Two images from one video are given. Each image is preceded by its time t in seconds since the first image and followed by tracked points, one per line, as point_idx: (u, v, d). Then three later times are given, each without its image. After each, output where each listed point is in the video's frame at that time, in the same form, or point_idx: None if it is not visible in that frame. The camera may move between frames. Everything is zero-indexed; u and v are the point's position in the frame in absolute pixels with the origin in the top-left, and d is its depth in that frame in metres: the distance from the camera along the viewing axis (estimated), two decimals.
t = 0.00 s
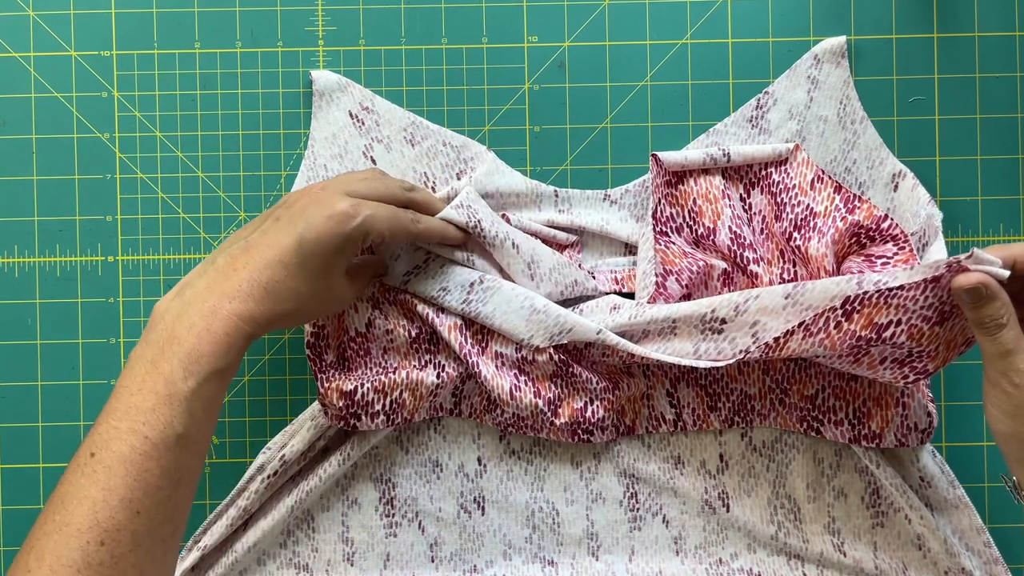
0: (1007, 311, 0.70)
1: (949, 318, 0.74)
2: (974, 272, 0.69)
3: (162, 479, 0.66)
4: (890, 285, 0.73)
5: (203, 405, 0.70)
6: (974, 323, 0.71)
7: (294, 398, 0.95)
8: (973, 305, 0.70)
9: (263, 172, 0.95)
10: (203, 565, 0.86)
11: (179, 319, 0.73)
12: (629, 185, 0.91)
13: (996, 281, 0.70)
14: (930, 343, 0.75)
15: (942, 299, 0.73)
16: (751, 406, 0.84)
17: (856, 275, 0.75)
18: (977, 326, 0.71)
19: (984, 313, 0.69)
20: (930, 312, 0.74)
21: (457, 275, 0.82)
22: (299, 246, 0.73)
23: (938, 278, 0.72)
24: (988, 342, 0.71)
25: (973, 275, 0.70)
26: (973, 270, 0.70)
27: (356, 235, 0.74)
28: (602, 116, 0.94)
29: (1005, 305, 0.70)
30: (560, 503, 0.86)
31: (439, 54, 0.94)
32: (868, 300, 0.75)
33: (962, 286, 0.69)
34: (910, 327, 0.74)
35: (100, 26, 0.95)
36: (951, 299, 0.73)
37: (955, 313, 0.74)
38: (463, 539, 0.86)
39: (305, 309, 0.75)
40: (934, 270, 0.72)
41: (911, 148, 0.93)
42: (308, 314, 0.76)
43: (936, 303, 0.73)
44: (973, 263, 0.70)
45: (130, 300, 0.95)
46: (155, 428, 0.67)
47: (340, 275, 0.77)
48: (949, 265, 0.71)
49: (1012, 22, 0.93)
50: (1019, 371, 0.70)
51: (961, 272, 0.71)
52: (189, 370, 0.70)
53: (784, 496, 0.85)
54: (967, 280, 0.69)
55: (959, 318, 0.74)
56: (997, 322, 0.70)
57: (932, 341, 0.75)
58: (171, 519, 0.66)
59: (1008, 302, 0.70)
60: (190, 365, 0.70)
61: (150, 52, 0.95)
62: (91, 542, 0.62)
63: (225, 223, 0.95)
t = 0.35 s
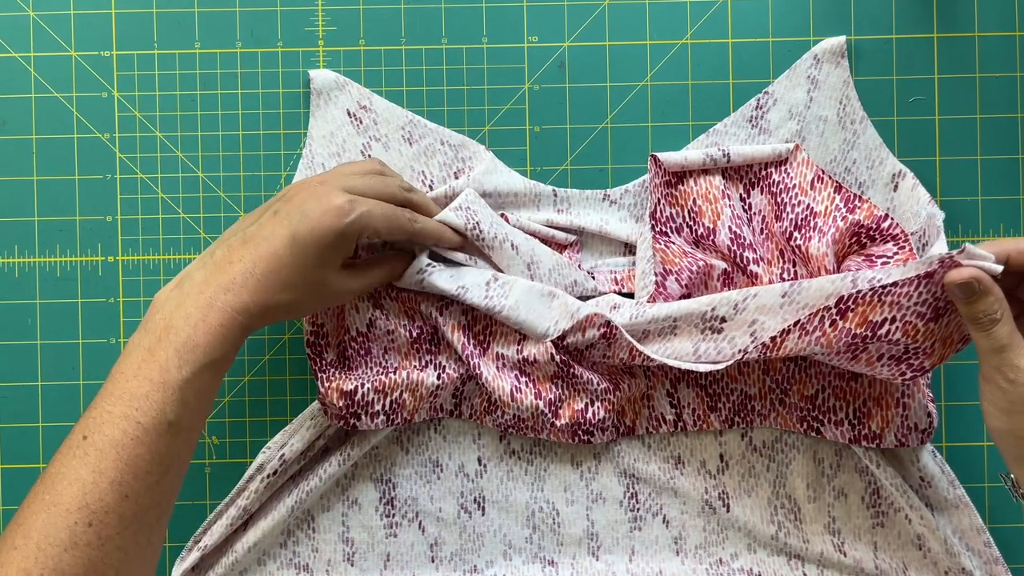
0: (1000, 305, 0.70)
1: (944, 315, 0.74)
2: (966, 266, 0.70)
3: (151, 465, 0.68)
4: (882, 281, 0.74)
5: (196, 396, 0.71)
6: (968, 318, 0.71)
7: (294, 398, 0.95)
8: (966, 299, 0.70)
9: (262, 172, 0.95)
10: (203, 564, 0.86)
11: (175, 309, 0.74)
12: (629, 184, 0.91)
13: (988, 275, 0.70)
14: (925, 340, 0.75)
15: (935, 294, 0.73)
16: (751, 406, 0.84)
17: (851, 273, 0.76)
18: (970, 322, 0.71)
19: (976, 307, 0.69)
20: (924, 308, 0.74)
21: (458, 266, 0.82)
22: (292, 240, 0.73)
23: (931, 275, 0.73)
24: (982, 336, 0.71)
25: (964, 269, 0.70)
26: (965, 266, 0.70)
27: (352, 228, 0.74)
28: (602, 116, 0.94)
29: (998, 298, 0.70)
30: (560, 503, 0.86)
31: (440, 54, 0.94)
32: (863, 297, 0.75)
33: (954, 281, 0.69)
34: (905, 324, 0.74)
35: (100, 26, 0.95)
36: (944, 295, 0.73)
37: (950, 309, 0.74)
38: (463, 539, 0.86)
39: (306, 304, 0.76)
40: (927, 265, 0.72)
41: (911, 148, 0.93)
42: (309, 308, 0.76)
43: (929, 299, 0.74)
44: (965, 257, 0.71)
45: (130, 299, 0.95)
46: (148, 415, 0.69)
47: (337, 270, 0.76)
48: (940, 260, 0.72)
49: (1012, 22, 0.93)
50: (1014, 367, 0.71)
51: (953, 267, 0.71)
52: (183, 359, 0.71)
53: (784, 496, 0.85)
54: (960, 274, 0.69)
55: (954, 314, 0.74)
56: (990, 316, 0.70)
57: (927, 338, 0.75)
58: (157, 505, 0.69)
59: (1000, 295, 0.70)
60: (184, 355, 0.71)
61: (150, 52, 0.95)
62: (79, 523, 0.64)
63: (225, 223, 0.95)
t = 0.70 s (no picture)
0: (988, 289, 0.70)
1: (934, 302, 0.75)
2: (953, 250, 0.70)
3: (195, 465, 0.71)
4: (874, 270, 0.75)
5: (233, 390, 0.73)
6: (955, 303, 0.71)
7: (294, 398, 0.95)
8: (955, 284, 0.70)
9: (262, 172, 0.95)
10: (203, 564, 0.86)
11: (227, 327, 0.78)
12: (630, 184, 0.91)
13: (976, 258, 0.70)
14: (918, 328, 0.75)
15: (925, 281, 0.74)
16: (751, 406, 0.84)
17: (844, 262, 0.76)
18: (958, 306, 0.71)
19: (963, 291, 0.70)
20: (916, 295, 0.75)
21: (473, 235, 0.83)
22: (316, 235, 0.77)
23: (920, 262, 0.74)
24: (969, 321, 0.71)
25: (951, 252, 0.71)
26: (953, 248, 0.71)
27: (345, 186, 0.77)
28: (602, 116, 0.94)
29: (986, 282, 0.70)
30: (560, 503, 0.86)
31: (440, 54, 0.94)
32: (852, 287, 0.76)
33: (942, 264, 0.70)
34: (897, 312, 0.75)
35: (100, 26, 0.95)
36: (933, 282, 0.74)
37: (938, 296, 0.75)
38: (463, 539, 0.86)
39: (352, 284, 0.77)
40: (915, 252, 0.73)
41: (911, 148, 0.93)
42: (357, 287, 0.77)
43: (920, 285, 0.74)
44: (953, 241, 0.71)
45: (130, 299, 0.95)
46: (188, 413, 0.72)
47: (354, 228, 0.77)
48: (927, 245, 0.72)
49: (1012, 22, 0.93)
50: (1002, 351, 0.71)
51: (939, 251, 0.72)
52: (219, 361, 0.74)
53: (784, 496, 0.85)
54: (947, 258, 0.69)
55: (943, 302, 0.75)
56: (977, 300, 0.70)
57: (920, 326, 0.75)
58: (205, 505, 0.71)
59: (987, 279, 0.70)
60: (221, 356, 0.74)
61: (150, 52, 0.95)
62: (127, 518, 0.67)
63: (225, 223, 0.95)
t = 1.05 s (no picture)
0: (984, 277, 0.71)
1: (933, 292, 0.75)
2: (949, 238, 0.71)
3: (206, 461, 0.64)
4: (872, 259, 0.75)
5: (245, 380, 0.66)
6: (953, 292, 0.72)
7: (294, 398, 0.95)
8: (952, 273, 0.70)
9: (262, 172, 0.95)
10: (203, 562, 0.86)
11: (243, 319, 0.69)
12: (629, 184, 0.91)
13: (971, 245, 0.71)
14: (918, 318, 0.75)
15: (924, 269, 0.74)
16: (751, 407, 0.84)
17: (841, 253, 0.76)
18: (956, 295, 0.72)
19: (960, 280, 0.70)
20: (914, 284, 0.74)
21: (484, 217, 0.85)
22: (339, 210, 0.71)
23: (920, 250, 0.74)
24: (967, 309, 0.72)
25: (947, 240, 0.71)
26: (950, 237, 0.71)
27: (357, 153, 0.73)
28: (602, 116, 0.94)
29: (982, 269, 0.70)
30: (560, 503, 0.86)
31: (440, 54, 0.94)
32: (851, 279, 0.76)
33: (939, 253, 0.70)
34: (897, 302, 0.75)
35: (100, 26, 0.95)
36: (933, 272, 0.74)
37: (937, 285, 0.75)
38: (463, 538, 0.86)
39: (375, 258, 0.71)
40: (913, 241, 0.73)
41: (911, 148, 0.93)
42: (383, 261, 0.72)
43: (919, 273, 0.74)
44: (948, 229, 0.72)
45: (130, 299, 0.95)
46: (198, 407, 0.65)
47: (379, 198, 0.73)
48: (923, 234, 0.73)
49: (1012, 22, 0.93)
50: (1000, 339, 0.71)
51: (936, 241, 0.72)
52: (229, 350, 0.66)
53: (784, 496, 0.85)
54: (944, 247, 0.70)
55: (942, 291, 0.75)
56: (975, 288, 0.70)
57: (920, 315, 0.75)
58: (219, 501, 0.65)
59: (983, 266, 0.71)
60: (231, 347, 0.66)
61: (150, 52, 0.95)
62: (136, 519, 0.63)
63: (225, 223, 0.95)
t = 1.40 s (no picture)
0: (993, 303, 0.71)
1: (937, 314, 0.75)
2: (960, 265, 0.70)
3: (184, 546, 0.64)
4: (879, 283, 0.74)
5: (222, 463, 0.64)
6: (961, 317, 0.71)
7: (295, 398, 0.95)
8: (961, 299, 0.70)
9: (262, 172, 0.95)
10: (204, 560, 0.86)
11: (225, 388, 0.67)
12: (630, 184, 0.91)
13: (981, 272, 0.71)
14: (921, 339, 0.75)
15: (931, 295, 0.74)
16: (751, 407, 0.84)
17: (848, 271, 0.76)
18: (964, 321, 0.71)
19: (969, 307, 0.70)
20: (920, 308, 0.74)
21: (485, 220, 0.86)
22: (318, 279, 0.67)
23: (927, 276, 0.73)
24: (976, 335, 0.71)
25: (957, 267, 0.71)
26: (959, 265, 0.71)
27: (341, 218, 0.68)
28: (602, 116, 0.94)
29: (991, 295, 0.70)
30: (560, 503, 0.86)
31: (439, 54, 0.94)
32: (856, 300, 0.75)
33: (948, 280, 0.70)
34: (901, 325, 0.75)
35: (100, 26, 0.95)
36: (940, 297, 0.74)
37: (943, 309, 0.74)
38: (463, 538, 0.86)
39: (359, 328, 0.67)
40: (921, 267, 0.73)
41: (910, 148, 0.93)
42: (370, 331, 0.69)
43: (925, 298, 0.74)
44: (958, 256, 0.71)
45: (130, 300, 0.95)
46: (179, 487, 0.65)
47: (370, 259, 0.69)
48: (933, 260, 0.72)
49: (1012, 22, 0.93)
50: (1009, 364, 0.71)
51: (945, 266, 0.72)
52: (207, 431, 0.65)
53: (784, 496, 0.85)
54: (953, 274, 0.70)
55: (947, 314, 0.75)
56: (984, 315, 0.70)
57: (923, 337, 0.75)
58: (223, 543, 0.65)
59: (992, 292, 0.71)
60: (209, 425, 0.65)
61: (150, 52, 0.95)
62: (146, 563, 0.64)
63: (225, 223, 0.95)
